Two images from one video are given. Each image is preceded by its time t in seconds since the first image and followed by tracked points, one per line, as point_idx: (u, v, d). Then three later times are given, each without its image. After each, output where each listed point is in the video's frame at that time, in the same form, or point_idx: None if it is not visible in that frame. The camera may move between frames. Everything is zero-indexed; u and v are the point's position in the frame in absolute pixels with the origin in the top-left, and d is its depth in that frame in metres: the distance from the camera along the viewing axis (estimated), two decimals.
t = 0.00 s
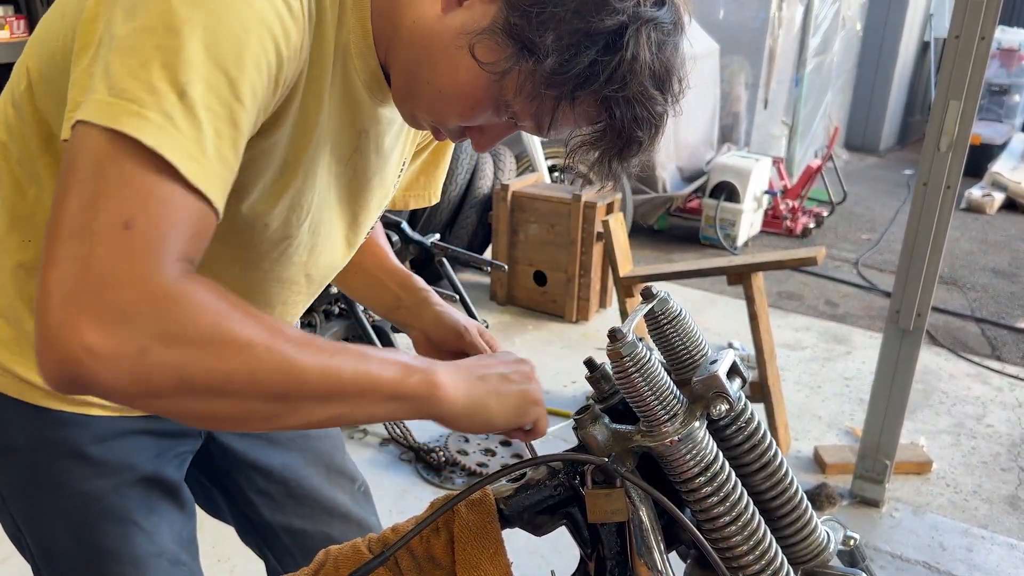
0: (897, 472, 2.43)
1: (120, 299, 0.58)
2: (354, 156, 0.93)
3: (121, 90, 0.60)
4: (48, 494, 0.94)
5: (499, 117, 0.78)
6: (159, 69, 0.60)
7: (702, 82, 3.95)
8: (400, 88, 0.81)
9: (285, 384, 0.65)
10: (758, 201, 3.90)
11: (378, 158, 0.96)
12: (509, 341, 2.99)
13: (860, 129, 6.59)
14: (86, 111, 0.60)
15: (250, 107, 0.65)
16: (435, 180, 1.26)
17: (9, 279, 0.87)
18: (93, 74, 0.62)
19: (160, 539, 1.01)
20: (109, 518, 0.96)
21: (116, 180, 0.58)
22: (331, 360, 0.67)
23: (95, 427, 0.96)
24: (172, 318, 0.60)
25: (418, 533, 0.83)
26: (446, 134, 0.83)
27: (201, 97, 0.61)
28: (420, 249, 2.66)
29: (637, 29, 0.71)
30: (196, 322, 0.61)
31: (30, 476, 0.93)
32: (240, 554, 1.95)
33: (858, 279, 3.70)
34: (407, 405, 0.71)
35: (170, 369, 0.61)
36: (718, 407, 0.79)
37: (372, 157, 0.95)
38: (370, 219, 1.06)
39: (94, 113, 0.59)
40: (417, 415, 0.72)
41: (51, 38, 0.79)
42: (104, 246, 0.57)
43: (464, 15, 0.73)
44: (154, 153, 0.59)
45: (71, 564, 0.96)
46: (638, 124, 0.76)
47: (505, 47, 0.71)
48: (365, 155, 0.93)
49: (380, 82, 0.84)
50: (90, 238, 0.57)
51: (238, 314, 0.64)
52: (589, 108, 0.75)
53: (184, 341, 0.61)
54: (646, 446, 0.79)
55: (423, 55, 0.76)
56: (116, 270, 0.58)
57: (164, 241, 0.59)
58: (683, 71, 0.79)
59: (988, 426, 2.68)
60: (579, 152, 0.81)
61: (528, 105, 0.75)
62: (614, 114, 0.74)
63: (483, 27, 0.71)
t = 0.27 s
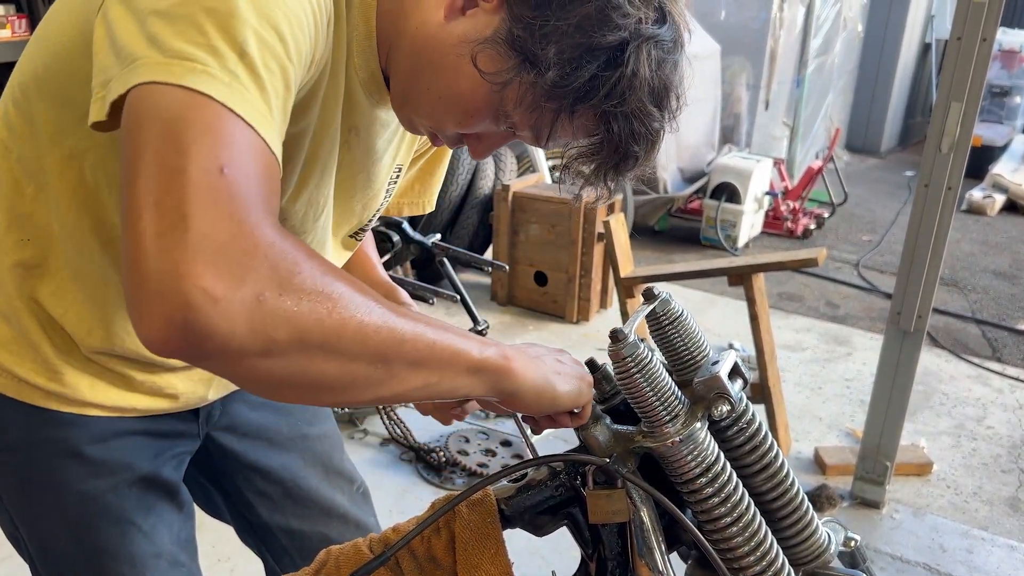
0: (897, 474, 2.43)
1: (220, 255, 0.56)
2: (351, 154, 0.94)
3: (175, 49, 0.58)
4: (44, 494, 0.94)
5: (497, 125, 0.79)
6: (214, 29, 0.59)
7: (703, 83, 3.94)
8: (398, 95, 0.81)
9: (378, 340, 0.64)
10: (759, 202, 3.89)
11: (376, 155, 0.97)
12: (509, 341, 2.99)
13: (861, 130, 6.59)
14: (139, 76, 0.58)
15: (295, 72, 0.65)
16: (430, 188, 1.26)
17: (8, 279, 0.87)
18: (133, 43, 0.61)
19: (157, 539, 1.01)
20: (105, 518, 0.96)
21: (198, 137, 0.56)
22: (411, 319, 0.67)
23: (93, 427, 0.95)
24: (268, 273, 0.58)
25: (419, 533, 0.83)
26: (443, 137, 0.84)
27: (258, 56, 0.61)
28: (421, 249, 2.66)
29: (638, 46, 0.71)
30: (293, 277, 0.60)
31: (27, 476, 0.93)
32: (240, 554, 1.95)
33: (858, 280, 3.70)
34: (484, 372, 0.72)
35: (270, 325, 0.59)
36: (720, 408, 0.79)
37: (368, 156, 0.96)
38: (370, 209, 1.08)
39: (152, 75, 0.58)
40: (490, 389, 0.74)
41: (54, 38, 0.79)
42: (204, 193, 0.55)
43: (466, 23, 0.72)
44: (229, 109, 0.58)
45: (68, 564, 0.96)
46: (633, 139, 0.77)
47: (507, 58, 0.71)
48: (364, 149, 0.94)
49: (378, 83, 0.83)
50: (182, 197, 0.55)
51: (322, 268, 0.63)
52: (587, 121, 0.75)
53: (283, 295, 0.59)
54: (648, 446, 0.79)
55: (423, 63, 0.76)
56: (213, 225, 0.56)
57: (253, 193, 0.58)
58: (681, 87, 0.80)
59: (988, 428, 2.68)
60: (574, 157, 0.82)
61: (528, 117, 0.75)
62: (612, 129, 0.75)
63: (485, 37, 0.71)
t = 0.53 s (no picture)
0: (897, 475, 2.43)
1: (259, 236, 0.56)
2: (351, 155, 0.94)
3: (193, 37, 0.58)
4: (44, 495, 0.94)
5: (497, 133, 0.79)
6: (231, 18, 0.59)
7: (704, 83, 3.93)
8: (399, 100, 0.81)
9: (409, 326, 0.64)
10: (759, 203, 3.89)
11: (374, 159, 0.97)
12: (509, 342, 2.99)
13: (861, 131, 6.59)
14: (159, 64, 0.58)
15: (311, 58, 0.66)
16: (430, 195, 1.26)
17: (9, 278, 0.87)
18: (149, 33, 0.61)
19: (156, 541, 1.02)
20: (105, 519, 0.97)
21: (232, 121, 0.56)
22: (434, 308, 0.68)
23: (93, 428, 0.95)
24: (303, 256, 0.58)
25: (418, 534, 0.83)
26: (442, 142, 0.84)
27: (275, 42, 0.61)
28: (421, 250, 2.65)
29: (642, 63, 0.71)
30: (326, 261, 0.60)
31: (26, 477, 0.93)
32: (240, 554, 1.95)
33: (858, 281, 3.70)
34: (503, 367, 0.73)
35: (309, 308, 0.58)
36: (720, 410, 0.79)
37: (367, 159, 0.96)
38: (368, 212, 1.08)
39: (173, 64, 0.57)
40: (507, 386, 0.74)
41: (57, 37, 0.79)
42: (240, 178, 0.55)
43: (470, 33, 0.72)
44: (254, 92, 0.58)
45: (67, 566, 0.96)
46: (632, 154, 0.77)
47: (510, 70, 0.71)
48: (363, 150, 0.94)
49: (379, 88, 0.83)
50: (220, 180, 0.55)
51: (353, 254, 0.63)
52: (588, 134, 0.75)
53: (320, 277, 0.59)
54: (648, 448, 0.79)
55: (426, 72, 0.76)
56: (250, 207, 0.55)
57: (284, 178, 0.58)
58: (682, 104, 0.80)
59: (989, 430, 2.68)
60: (573, 168, 0.83)
61: (530, 126, 0.76)
62: (611, 143, 0.76)
63: (489, 47, 0.71)
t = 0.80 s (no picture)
0: (897, 476, 2.43)
1: (244, 235, 0.55)
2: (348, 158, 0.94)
3: (181, 34, 0.58)
4: (40, 497, 0.94)
5: (497, 141, 0.79)
6: (220, 17, 0.60)
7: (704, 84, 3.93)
8: (397, 104, 0.81)
9: (391, 338, 0.63)
10: (759, 204, 3.89)
11: (371, 162, 0.96)
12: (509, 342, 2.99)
13: (861, 131, 6.59)
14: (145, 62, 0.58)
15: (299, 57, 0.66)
16: (427, 202, 1.26)
17: (7, 277, 0.86)
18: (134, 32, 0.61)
19: (153, 542, 1.02)
20: (102, 522, 0.97)
21: (217, 122, 0.56)
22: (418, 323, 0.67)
23: (91, 429, 0.95)
24: (288, 260, 0.57)
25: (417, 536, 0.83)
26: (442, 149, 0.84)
27: (263, 42, 0.61)
28: (421, 250, 2.65)
29: (641, 66, 0.71)
30: (310, 267, 0.59)
31: (23, 479, 0.93)
32: (238, 555, 1.95)
33: (858, 282, 3.70)
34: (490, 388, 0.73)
35: (291, 314, 0.57)
36: (719, 411, 0.79)
37: (364, 161, 0.95)
38: (364, 216, 1.08)
39: (160, 60, 0.57)
40: (495, 405, 0.74)
41: (53, 35, 0.79)
42: (226, 180, 0.55)
43: (466, 41, 0.72)
44: (241, 92, 0.58)
45: (64, 568, 0.97)
46: (636, 157, 0.77)
47: (506, 78, 0.71)
48: (360, 154, 0.94)
49: (376, 89, 0.83)
50: (205, 180, 0.54)
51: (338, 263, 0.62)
52: (590, 139, 0.75)
53: (304, 282, 0.58)
54: (647, 449, 0.79)
55: (423, 79, 0.76)
56: (236, 207, 0.55)
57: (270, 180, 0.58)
58: (684, 106, 0.80)
59: (989, 431, 2.68)
60: (575, 173, 0.83)
61: (529, 134, 0.75)
62: (614, 147, 0.75)
63: (484, 55, 0.71)
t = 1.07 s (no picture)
0: (898, 476, 2.43)
1: (177, 304, 0.56)
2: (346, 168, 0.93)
3: (146, 80, 0.58)
4: (41, 497, 0.94)
5: (509, 144, 0.79)
6: (188, 61, 0.58)
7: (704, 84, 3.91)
8: (402, 113, 0.81)
9: (330, 397, 0.64)
10: (759, 204, 3.88)
11: (371, 169, 0.95)
12: (510, 342, 2.99)
13: (861, 131, 6.59)
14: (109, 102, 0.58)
15: (275, 99, 0.64)
16: (425, 203, 1.26)
17: (4, 282, 0.86)
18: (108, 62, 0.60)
19: (156, 540, 1.00)
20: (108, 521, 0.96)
21: (167, 180, 0.56)
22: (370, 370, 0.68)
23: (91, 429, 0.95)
24: (224, 323, 0.59)
25: (418, 537, 0.83)
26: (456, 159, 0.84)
27: (231, 89, 0.60)
28: (421, 251, 2.65)
29: (646, 52, 0.71)
30: (246, 331, 0.60)
31: (24, 478, 0.93)
32: (239, 556, 1.95)
33: (858, 282, 3.70)
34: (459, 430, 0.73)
35: (220, 375, 0.59)
36: (721, 412, 0.79)
37: (365, 169, 0.94)
38: (365, 222, 1.06)
39: (121, 108, 0.57)
40: (470, 441, 0.75)
41: (54, 41, 0.79)
42: (168, 249, 0.55)
43: (466, 47, 0.72)
44: (198, 150, 0.57)
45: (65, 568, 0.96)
46: (653, 145, 0.76)
47: (510, 80, 0.71)
48: (359, 165, 0.93)
49: (377, 100, 0.83)
50: (146, 252, 0.55)
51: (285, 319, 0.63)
52: (602, 131, 0.75)
53: (237, 349, 0.59)
54: (648, 450, 0.78)
55: (426, 87, 0.76)
56: (174, 277, 0.56)
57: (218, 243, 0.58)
58: (695, 88, 0.79)
59: (989, 431, 2.68)
60: (591, 171, 0.82)
61: (541, 134, 0.75)
62: (627, 139, 0.75)
63: (486, 59, 0.71)
